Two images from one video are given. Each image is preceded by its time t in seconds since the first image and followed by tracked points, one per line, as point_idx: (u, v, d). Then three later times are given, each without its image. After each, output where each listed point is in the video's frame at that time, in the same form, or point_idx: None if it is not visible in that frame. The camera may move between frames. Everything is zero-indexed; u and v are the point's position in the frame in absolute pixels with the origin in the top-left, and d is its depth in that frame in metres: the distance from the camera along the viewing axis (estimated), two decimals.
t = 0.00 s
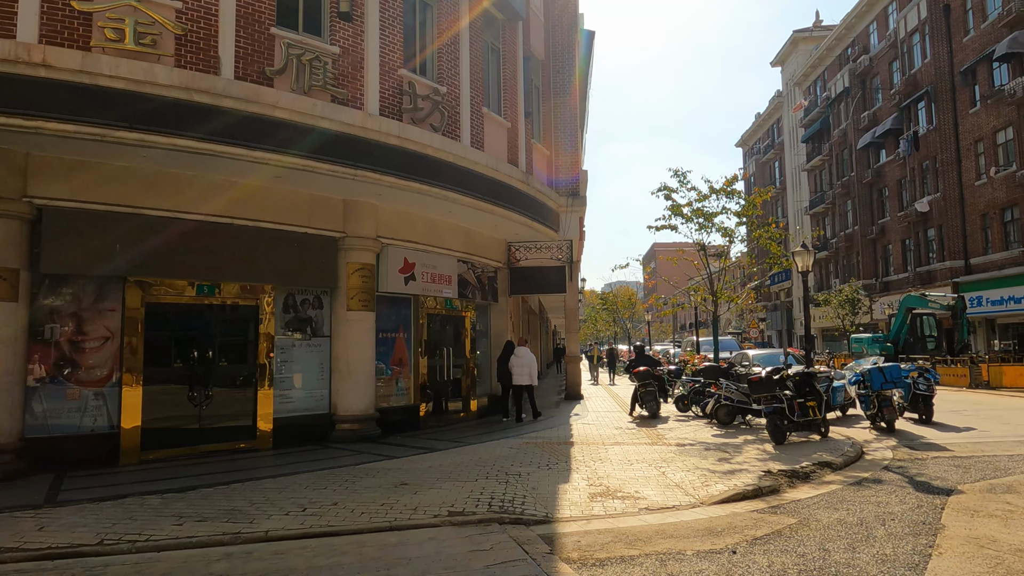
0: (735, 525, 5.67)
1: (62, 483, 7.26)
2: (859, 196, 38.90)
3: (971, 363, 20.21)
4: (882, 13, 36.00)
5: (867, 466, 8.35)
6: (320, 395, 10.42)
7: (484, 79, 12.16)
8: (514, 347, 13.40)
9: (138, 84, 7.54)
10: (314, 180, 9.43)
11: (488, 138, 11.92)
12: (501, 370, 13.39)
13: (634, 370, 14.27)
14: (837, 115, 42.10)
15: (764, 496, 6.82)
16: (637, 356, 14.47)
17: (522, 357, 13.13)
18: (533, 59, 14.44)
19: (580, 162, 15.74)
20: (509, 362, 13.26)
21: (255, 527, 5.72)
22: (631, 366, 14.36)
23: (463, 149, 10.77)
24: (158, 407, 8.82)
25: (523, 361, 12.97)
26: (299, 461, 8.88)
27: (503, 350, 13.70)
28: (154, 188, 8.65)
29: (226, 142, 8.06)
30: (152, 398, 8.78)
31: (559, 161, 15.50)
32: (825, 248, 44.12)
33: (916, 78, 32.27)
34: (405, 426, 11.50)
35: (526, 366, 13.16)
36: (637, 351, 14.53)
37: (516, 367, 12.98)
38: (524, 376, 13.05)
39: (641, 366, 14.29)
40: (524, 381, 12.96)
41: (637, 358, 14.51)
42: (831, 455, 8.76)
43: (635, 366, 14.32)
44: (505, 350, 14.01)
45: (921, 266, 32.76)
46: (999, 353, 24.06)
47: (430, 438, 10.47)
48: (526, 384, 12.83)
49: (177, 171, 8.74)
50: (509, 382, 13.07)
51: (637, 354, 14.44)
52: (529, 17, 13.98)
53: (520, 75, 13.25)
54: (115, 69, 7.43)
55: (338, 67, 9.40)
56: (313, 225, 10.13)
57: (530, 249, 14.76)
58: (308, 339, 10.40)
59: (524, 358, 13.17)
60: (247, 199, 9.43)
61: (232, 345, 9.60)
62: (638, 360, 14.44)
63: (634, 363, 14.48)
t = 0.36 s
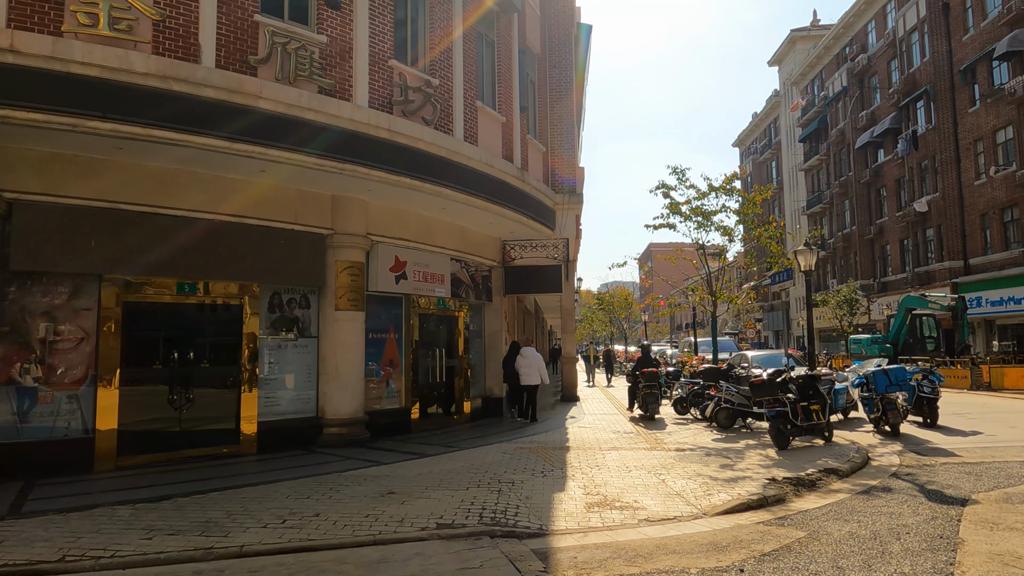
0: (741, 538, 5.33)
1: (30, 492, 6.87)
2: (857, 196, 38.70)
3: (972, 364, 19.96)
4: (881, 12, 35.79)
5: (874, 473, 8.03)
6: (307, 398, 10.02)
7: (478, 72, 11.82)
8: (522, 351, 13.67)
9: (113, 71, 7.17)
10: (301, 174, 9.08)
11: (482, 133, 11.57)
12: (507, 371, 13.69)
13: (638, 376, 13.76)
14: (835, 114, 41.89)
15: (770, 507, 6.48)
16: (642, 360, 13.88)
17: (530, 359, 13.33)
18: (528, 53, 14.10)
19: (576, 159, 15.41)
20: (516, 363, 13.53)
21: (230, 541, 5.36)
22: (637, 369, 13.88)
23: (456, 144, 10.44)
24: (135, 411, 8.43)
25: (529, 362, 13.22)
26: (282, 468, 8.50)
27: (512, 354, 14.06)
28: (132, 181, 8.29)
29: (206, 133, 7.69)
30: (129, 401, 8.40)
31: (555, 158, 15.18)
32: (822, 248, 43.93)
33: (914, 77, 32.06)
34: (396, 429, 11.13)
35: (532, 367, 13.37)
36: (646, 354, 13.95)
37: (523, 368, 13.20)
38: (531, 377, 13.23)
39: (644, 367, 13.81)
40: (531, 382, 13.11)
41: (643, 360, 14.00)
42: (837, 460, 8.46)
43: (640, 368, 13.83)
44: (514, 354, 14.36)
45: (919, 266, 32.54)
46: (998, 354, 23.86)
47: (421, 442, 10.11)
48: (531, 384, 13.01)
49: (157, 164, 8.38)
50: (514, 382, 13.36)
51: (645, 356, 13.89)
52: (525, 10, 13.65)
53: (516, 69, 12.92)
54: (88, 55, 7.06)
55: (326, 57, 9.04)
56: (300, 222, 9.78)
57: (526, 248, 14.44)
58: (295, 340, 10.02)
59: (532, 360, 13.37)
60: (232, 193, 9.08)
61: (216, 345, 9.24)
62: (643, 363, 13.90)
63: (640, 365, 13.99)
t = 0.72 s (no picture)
0: (741, 548, 4.99)
1: None
2: (855, 195, 38.46)
3: (972, 365, 19.70)
4: (880, 10, 35.56)
5: (879, 477, 7.70)
6: (290, 398, 9.65)
7: (470, 62, 11.48)
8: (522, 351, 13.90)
9: (83, 53, 6.79)
10: (285, 165, 8.73)
11: (475, 125, 11.23)
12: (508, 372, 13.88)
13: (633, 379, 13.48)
14: (833, 113, 41.65)
15: (772, 513, 6.15)
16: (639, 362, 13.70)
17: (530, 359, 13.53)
18: (523, 45, 13.76)
19: (572, 154, 15.07)
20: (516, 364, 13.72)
21: (195, 550, 5.00)
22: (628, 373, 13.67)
23: (447, 135, 10.09)
24: (108, 411, 8.06)
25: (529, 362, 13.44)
26: (261, 471, 8.13)
27: (511, 353, 14.24)
28: (105, 170, 7.90)
29: (182, 119, 7.32)
30: (102, 400, 8.03)
31: (550, 152, 14.84)
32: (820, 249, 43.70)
33: (913, 76, 31.81)
34: (383, 430, 10.77)
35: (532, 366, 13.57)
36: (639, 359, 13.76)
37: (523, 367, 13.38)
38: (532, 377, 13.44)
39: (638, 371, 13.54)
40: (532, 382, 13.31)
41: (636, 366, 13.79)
42: (838, 463, 8.14)
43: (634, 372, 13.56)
44: (512, 352, 14.39)
45: (918, 267, 32.30)
46: (998, 356, 23.60)
47: (408, 444, 9.76)
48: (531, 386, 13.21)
49: (132, 153, 8.01)
50: (515, 383, 13.53)
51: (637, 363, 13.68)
52: None
53: (509, 60, 12.58)
54: (55, 36, 6.68)
55: (309, 42, 8.68)
56: (284, 215, 9.42)
57: (520, 245, 14.13)
58: (278, 338, 9.65)
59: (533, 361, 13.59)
60: (212, 183, 8.70)
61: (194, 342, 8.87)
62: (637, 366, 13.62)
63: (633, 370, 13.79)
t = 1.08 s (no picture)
0: (746, 567, 4.67)
1: None
2: (853, 196, 38.22)
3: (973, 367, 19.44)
4: (879, 10, 35.33)
5: (885, 486, 7.39)
6: (275, 401, 9.32)
7: (463, 55, 11.15)
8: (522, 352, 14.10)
9: (52, 40, 6.43)
10: (269, 160, 8.39)
11: (467, 120, 10.91)
12: (506, 374, 14.03)
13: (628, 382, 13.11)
14: (831, 113, 41.42)
15: (776, 526, 5.84)
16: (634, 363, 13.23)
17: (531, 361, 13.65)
18: (518, 38, 13.43)
19: (568, 152, 14.74)
20: (516, 364, 13.92)
21: (161, 568, 4.66)
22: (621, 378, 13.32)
23: (438, 130, 9.76)
24: (82, 416, 7.70)
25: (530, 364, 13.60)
26: (242, 478, 7.79)
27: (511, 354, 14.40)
28: (79, 164, 7.55)
29: (159, 110, 6.97)
30: (76, 404, 7.67)
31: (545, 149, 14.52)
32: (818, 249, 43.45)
33: (912, 75, 31.58)
34: (372, 434, 10.42)
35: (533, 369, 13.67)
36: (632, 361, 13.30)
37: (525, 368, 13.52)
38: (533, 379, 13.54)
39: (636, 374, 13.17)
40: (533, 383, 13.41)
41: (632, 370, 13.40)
42: (843, 471, 7.83)
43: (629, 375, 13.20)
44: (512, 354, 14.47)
45: (917, 268, 32.05)
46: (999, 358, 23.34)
47: (397, 450, 9.42)
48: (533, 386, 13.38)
49: (107, 146, 7.65)
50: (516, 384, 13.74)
51: (632, 367, 13.21)
52: None
53: (503, 53, 12.25)
54: (23, 21, 6.32)
55: (294, 32, 8.36)
56: (268, 212, 9.09)
57: (515, 244, 13.83)
58: (263, 339, 9.32)
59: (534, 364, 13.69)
60: (192, 179, 8.37)
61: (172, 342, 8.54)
62: (631, 371, 13.19)
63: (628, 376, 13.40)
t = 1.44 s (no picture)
0: None
1: None
2: (852, 194, 38.02)
3: (975, 367, 19.20)
4: (878, 7, 35.10)
5: (897, 490, 7.10)
6: (262, 402, 8.98)
7: (459, 44, 10.81)
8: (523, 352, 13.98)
9: (22, 20, 6.06)
10: (254, 150, 8.05)
11: (462, 112, 10.58)
12: (509, 373, 14.07)
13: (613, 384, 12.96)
14: (830, 111, 41.20)
15: (787, 534, 5.54)
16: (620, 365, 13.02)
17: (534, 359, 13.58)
18: (515, 29, 13.11)
19: (566, 146, 14.43)
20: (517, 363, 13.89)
21: None
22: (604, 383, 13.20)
23: (433, 121, 9.44)
24: (58, 417, 7.33)
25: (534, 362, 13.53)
26: (225, 482, 7.44)
27: (511, 355, 14.42)
28: (54, 153, 7.20)
29: (137, 96, 6.61)
30: (52, 405, 7.30)
31: (542, 142, 14.20)
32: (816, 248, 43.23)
33: (912, 72, 31.37)
34: (363, 436, 10.09)
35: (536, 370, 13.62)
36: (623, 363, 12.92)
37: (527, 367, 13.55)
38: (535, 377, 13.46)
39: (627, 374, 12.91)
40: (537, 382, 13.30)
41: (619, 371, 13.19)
42: (852, 474, 7.54)
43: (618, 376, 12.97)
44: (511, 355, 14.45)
45: (916, 266, 31.84)
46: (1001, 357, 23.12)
47: (389, 452, 9.10)
48: (536, 386, 13.36)
49: (84, 134, 7.30)
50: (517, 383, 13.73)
51: (624, 371, 12.91)
52: None
53: (500, 43, 11.92)
54: None
55: (281, 17, 8.01)
56: (254, 205, 8.76)
57: (511, 240, 13.54)
58: (249, 337, 8.97)
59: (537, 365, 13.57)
60: (173, 169, 8.02)
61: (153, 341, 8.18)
62: (621, 375, 12.92)
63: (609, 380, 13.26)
